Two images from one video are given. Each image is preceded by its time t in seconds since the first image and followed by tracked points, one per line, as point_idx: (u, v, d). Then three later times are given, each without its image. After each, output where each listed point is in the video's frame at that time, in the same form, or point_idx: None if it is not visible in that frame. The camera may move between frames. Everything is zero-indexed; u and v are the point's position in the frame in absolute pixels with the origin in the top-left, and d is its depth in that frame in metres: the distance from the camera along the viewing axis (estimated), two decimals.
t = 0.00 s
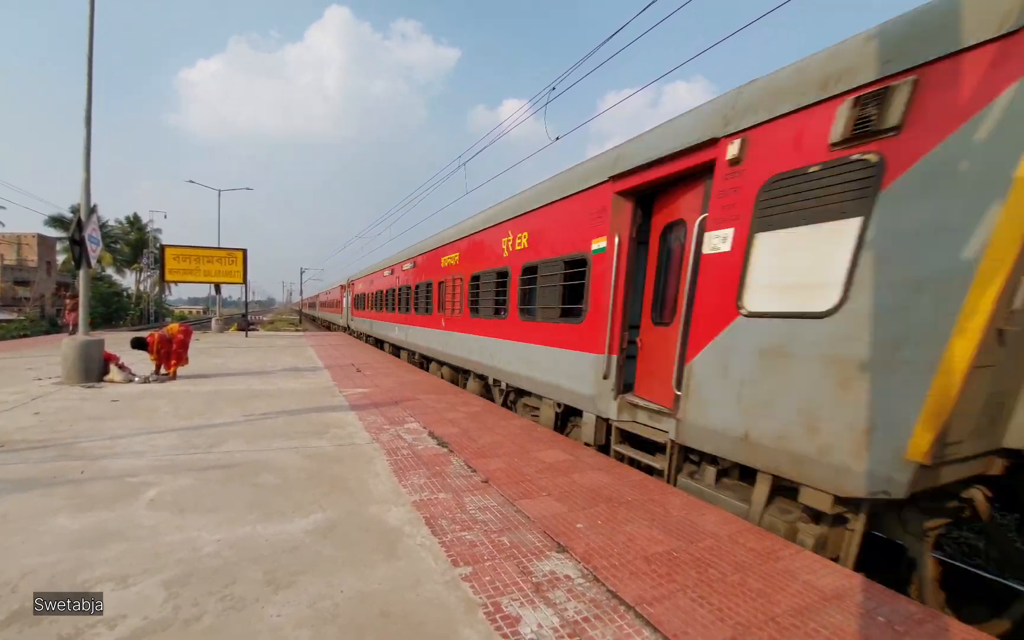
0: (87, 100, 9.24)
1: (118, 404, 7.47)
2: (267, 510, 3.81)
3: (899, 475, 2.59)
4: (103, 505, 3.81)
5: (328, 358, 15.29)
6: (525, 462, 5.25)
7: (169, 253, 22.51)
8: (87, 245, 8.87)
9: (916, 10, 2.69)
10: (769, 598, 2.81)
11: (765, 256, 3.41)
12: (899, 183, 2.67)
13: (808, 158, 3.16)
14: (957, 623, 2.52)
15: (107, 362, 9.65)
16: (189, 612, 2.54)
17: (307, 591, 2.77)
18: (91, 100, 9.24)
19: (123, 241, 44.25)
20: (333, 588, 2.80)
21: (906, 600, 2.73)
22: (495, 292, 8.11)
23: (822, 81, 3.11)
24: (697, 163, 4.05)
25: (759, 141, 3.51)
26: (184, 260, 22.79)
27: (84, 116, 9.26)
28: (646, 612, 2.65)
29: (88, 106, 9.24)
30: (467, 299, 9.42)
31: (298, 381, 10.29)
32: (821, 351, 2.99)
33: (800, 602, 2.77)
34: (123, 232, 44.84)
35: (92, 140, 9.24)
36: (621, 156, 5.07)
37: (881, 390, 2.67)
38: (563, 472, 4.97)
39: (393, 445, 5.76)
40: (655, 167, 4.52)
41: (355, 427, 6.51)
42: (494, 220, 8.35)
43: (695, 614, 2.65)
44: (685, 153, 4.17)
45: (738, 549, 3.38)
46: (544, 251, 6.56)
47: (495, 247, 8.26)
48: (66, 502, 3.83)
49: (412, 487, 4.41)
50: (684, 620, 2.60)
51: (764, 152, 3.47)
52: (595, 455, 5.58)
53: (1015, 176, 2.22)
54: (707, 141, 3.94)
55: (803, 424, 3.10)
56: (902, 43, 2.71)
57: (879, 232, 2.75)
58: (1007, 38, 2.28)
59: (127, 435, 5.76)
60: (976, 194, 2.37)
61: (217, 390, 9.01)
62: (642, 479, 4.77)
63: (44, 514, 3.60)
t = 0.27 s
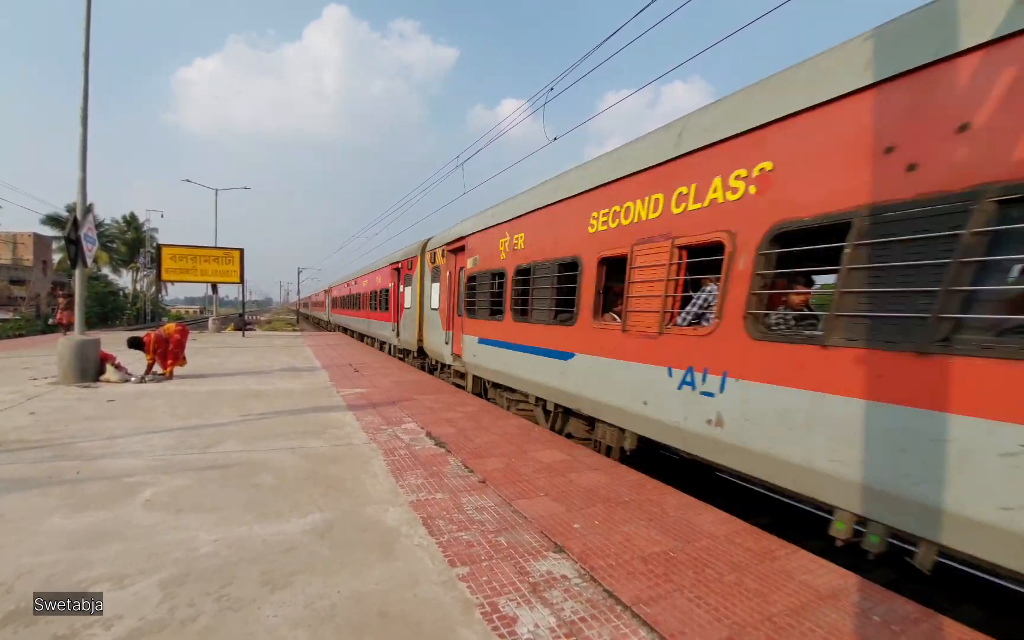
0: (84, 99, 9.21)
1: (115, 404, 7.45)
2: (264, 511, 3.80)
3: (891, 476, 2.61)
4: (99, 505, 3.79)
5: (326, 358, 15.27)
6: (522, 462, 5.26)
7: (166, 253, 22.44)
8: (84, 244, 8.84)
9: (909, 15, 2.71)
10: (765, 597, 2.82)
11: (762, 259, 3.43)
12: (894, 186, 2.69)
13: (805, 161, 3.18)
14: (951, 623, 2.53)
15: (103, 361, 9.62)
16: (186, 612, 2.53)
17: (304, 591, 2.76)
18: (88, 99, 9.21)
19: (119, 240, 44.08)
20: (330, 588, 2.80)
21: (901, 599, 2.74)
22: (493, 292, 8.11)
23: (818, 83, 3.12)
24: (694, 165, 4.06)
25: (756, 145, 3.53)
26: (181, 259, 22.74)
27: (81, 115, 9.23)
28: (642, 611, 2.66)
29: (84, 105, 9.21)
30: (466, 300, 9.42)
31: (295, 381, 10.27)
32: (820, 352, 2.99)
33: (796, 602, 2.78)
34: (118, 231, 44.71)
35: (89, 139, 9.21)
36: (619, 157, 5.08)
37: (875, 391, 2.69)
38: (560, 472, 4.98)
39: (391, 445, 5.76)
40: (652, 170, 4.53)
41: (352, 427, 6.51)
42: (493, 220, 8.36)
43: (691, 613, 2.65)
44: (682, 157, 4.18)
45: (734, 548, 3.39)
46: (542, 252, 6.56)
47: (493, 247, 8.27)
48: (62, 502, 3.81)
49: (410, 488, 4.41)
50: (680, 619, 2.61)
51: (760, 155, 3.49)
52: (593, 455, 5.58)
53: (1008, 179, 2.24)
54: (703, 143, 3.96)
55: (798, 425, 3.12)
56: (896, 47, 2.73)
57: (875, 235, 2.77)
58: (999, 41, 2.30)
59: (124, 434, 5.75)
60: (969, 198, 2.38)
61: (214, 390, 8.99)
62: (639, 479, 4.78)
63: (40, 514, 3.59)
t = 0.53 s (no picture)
0: (84, 99, 9.23)
1: (116, 404, 7.46)
2: (264, 510, 3.80)
3: (892, 477, 2.61)
4: (100, 504, 3.80)
5: (326, 357, 15.27)
6: (522, 462, 5.26)
7: (166, 253, 22.44)
8: (84, 244, 8.84)
9: (910, 17, 2.71)
10: (766, 597, 2.81)
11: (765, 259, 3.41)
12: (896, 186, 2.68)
13: (806, 163, 3.18)
14: (952, 623, 2.53)
15: (104, 361, 9.63)
16: (186, 612, 2.54)
17: (305, 591, 2.76)
18: (88, 99, 9.21)
19: (120, 240, 44.09)
20: (330, 588, 2.80)
21: (902, 599, 2.74)
22: (493, 292, 8.11)
23: (819, 84, 3.12)
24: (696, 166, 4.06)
25: (757, 146, 3.53)
26: (182, 259, 22.76)
27: (82, 115, 9.24)
28: (643, 611, 2.66)
29: (85, 106, 9.22)
30: (466, 300, 9.42)
31: (295, 381, 10.27)
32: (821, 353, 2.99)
33: (796, 601, 2.78)
34: (119, 231, 44.76)
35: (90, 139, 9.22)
36: (620, 157, 5.08)
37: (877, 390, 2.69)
38: (561, 471, 4.98)
39: (391, 444, 5.76)
40: (654, 171, 4.53)
41: (353, 427, 6.51)
42: (494, 220, 8.37)
43: (692, 613, 2.65)
44: (683, 158, 4.18)
45: (734, 548, 3.39)
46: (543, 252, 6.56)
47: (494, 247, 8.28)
48: (62, 502, 3.82)
49: (410, 487, 4.41)
50: (681, 619, 2.61)
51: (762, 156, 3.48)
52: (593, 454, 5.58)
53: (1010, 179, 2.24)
54: (704, 144, 3.96)
55: (799, 424, 3.12)
56: (898, 48, 2.73)
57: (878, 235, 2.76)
58: (1000, 42, 2.29)
59: (124, 434, 5.76)
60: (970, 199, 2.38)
61: (214, 389, 9.00)
62: (639, 479, 4.78)
63: (40, 514, 3.59)
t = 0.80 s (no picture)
0: (84, 98, 9.22)
1: (116, 403, 7.46)
2: (264, 509, 3.80)
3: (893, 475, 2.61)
4: (100, 503, 3.80)
5: (326, 357, 15.27)
6: (522, 461, 5.26)
7: (166, 252, 22.41)
8: (84, 243, 8.84)
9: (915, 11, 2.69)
10: (766, 596, 2.82)
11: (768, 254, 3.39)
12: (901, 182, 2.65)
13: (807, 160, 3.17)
14: (951, 621, 2.53)
15: (104, 360, 9.63)
16: (186, 611, 2.53)
17: (305, 590, 2.76)
18: (88, 98, 9.21)
19: (119, 238, 44.01)
20: (330, 587, 2.80)
21: (901, 597, 2.75)
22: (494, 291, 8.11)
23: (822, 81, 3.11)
24: (699, 164, 4.04)
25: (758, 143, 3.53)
26: (182, 258, 22.76)
27: (82, 114, 9.23)
28: (642, 609, 2.66)
29: (85, 105, 9.21)
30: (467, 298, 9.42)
31: (295, 380, 10.28)
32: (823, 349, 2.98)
33: (796, 600, 2.78)
34: (119, 230, 44.75)
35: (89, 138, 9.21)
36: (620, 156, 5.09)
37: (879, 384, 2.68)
38: (560, 470, 4.98)
39: (391, 443, 5.77)
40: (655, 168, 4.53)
41: (353, 426, 6.51)
42: (494, 219, 8.37)
43: (692, 612, 2.66)
44: (684, 155, 4.18)
45: (734, 547, 3.39)
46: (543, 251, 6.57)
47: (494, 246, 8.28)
48: (62, 501, 3.82)
49: (410, 487, 4.40)
50: (680, 618, 2.61)
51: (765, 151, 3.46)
52: (593, 454, 5.58)
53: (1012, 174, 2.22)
54: (705, 141, 3.96)
55: (801, 418, 3.11)
56: (899, 46, 2.72)
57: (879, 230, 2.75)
58: (1001, 39, 2.29)
59: (124, 433, 5.76)
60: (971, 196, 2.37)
61: (215, 388, 9.01)
62: (639, 478, 4.78)
63: (41, 513, 3.59)
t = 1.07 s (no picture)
0: (85, 97, 9.22)
1: (116, 402, 7.46)
2: (264, 508, 3.80)
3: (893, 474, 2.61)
4: (100, 502, 3.80)
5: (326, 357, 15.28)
6: (522, 461, 5.26)
7: (167, 251, 22.40)
8: (85, 242, 8.84)
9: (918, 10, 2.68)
10: (765, 597, 2.81)
11: (769, 253, 3.39)
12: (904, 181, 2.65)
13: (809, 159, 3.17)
14: (951, 623, 2.54)
15: (104, 359, 9.63)
16: (186, 610, 2.53)
17: (305, 589, 2.76)
18: (89, 97, 9.21)
19: (119, 237, 43.99)
20: (330, 586, 2.80)
21: (901, 599, 2.75)
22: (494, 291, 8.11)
23: (823, 81, 3.11)
24: (700, 164, 4.04)
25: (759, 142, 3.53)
26: (182, 258, 22.78)
27: (83, 113, 9.23)
28: (643, 610, 2.66)
29: (86, 103, 9.22)
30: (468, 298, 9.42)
31: (295, 380, 10.28)
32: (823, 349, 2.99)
33: (796, 601, 2.78)
34: (119, 230, 44.76)
35: (90, 137, 9.22)
36: (621, 156, 5.09)
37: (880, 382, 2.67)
38: (560, 470, 4.99)
39: (391, 443, 5.77)
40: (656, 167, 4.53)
41: (353, 426, 6.51)
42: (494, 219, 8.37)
43: (692, 612, 2.66)
44: (684, 154, 4.19)
45: (734, 548, 3.39)
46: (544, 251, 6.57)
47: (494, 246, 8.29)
48: (62, 499, 3.82)
49: (410, 486, 4.40)
50: (680, 618, 2.61)
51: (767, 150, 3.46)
52: (593, 454, 5.58)
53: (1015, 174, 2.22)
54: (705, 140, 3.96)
55: (801, 415, 3.11)
56: (900, 45, 2.72)
57: (880, 229, 2.75)
58: (1002, 37, 2.29)
59: (124, 432, 5.76)
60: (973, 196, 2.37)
61: (215, 388, 9.01)
62: (639, 478, 4.78)
63: (40, 511, 3.59)
